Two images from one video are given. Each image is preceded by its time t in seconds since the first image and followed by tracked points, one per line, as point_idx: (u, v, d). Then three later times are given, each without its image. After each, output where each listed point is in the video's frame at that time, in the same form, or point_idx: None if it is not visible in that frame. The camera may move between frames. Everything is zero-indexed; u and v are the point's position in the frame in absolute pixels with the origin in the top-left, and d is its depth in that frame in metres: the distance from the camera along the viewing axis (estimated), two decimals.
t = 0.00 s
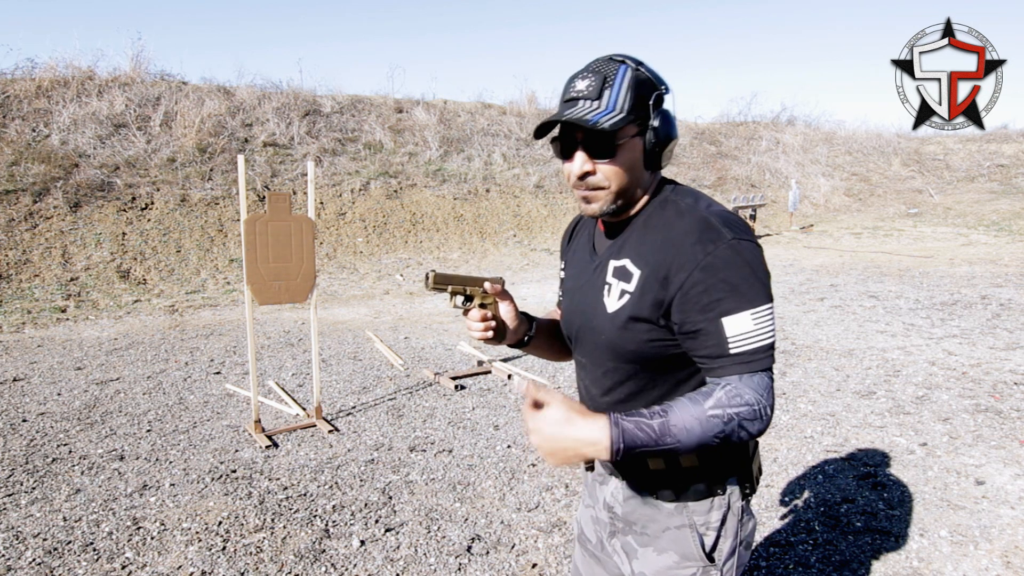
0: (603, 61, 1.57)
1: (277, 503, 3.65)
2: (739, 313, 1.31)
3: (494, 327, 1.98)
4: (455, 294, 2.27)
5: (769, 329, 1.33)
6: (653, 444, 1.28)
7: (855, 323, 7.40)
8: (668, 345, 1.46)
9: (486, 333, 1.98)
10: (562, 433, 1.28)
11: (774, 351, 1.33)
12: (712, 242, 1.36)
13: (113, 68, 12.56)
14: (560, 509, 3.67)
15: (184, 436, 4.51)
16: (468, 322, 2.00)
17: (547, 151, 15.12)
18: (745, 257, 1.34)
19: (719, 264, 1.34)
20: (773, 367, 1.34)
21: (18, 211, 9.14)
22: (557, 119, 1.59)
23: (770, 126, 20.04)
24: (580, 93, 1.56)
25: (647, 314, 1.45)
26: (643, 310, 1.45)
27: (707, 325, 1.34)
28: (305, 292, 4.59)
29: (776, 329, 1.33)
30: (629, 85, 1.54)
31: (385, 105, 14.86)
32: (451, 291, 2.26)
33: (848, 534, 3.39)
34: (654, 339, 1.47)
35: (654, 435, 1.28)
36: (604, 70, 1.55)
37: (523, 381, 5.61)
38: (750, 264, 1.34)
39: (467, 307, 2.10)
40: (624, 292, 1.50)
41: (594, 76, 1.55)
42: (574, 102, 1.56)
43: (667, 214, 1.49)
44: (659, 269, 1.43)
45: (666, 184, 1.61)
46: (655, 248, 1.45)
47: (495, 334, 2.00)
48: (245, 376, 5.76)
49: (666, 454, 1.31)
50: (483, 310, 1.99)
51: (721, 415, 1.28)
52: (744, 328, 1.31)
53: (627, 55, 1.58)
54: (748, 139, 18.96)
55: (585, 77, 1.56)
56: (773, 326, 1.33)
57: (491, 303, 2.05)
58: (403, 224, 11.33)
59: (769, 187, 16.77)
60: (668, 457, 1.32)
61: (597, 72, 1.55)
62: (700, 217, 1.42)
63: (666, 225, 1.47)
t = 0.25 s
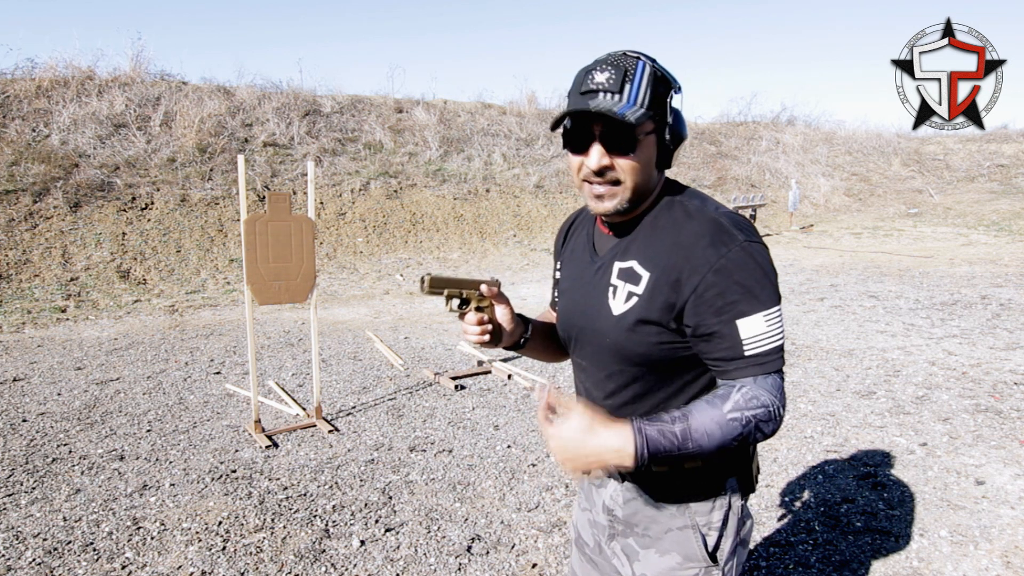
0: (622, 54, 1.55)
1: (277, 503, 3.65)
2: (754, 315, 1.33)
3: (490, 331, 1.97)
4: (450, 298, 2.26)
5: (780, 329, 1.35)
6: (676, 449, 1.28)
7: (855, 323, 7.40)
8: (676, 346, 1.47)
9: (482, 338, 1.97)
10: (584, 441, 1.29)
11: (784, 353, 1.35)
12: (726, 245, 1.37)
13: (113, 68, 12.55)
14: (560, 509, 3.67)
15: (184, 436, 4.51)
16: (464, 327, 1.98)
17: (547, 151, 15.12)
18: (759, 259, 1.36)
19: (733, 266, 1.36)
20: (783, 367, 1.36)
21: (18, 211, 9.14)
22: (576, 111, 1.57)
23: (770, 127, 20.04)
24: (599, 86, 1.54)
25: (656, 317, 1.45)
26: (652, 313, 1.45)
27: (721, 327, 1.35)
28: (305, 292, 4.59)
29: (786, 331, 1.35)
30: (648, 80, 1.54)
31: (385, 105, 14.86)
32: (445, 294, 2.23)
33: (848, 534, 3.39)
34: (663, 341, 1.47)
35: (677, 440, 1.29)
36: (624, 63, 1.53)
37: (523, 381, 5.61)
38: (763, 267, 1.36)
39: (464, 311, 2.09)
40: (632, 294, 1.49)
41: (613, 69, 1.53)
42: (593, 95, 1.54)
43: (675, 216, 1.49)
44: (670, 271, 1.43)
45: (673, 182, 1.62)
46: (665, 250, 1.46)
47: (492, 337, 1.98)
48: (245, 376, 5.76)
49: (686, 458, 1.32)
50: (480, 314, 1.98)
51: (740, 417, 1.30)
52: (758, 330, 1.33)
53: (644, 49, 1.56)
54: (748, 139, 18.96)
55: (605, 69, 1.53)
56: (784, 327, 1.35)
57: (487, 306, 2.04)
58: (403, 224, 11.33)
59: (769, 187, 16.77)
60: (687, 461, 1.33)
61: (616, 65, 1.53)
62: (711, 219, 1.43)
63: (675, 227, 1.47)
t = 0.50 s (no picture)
0: (624, 56, 1.56)
1: (277, 503, 3.65)
2: (758, 316, 1.34)
3: (489, 334, 1.96)
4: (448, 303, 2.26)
5: (782, 330, 1.36)
6: (681, 447, 1.28)
7: (855, 323, 7.40)
8: (679, 346, 1.47)
9: (481, 340, 1.97)
10: (590, 439, 1.26)
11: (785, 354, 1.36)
12: (731, 246, 1.38)
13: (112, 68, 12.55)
14: (560, 509, 3.67)
15: (184, 436, 4.51)
16: (462, 331, 1.98)
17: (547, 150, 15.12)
18: (763, 261, 1.37)
19: (738, 267, 1.36)
20: (786, 367, 1.37)
21: (18, 211, 9.14)
22: (580, 113, 1.57)
23: (770, 126, 20.04)
24: (603, 88, 1.54)
25: (660, 317, 1.45)
26: (656, 313, 1.45)
27: (727, 327, 1.35)
28: (305, 292, 4.59)
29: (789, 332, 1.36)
30: (651, 82, 1.54)
31: (385, 105, 14.86)
32: (444, 299, 2.22)
33: (848, 534, 3.39)
34: (667, 341, 1.47)
35: (682, 438, 1.29)
36: (627, 65, 1.54)
37: (523, 381, 5.60)
38: (766, 268, 1.37)
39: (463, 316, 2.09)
40: (636, 294, 1.49)
41: (617, 71, 1.53)
42: (597, 97, 1.55)
43: (679, 217, 1.49)
44: (675, 272, 1.43)
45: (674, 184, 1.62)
46: (670, 251, 1.46)
47: (490, 340, 1.98)
48: (245, 376, 5.76)
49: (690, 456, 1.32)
50: (478, 318, 1.98)
51: (743, 416, 1.30)
52: (761, 331, 1.34)
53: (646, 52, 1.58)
54: (748, 139, 18.96)
55: (608, 71, 1.54)
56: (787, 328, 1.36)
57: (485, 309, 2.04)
58: (403, 224, 11.33)
59: (769, 187, 16.77)
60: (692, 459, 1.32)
61: (619, 66, 1.54)
62: (715, 219, 1.44)
63: (679, 228, 1.47)
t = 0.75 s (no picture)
0: (625, 54, 1.57)
1: (277, 503, 3.65)
2: (757, 314, 1.34)
3: (489, 334, 1.96)
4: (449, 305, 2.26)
5: (782, 329, 1.35)
6: (685, 440, 1.28)
7: (855, 323, 7.40)
8: (680, 345, 1.47)
9: (481, 341, 1.96)
10: (596, 430, 1.28)
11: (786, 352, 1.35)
12: (732, 245, 1.38)
13: (113, 68, 12.55)
14: (560, 509, 3.67)
15: (184, 436, 4.51)
16: (462, 332, 1.98)
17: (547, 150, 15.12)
18: (764, 259, 1.37)
19: (739, 266, 1.36)
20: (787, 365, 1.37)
21: (18, 211, 9.14)
22: (582, 110, 1.57)
23: (770, 127, 20.04)
24: (604, 85, 1.54)
25: (661, 316, 1.45)
26: (657, 312, 1.45)
27: (727, 326, 1.35)
28: (305, 292, 4.59)
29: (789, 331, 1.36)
30: (652, 79, 1.54)
31: (385, 105, 14.86)
32: (445, 300, 2.22)
33: (848, 534, 3.39)
34: (668, 340, 1.47)
35: (686, 431, 1.29)
36: (628, 62, 1.54)
37: (522, 381, 5.61)
38: (767, 267, 1.37)
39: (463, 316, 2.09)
40: (636, 293, 1.49)
41: (617, 68, 1.53)
42: (598, 94, 1.55)
43: (679, 216, 1.49)
44: (675, 271, 1.43)
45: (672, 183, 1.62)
46: (670, 249, 1.45)
47: (490, 341, 1.97)
48: (245, 376, 5.76)
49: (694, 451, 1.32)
50: (478, 318, 1.98)
51: (747, 412, 1.30)
52: (761, 329, 1.33)
53: (646, 50, 1.58)
54: (748, 139, 18.95)
55: (609, 68, 1.54)
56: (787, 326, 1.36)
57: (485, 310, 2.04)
58: (403, 224, 11.33)
59: (769, 187, 16.77)
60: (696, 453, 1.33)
61: (619, 64, 1.54)
62: (716, 218, 1.44)
63: (680, 227, 1.47)
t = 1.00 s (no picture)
0: (624, 53, 1.56)
1: (277, 503, 3.65)
2: (756, 313, 1.34)
3: (489, 336, 1.96)
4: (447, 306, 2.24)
5: (780, 328, 1.35)
6: (680, 432, 1.28)
7: (855, 323, 7.40)
8: (680, 343, 1.47)
9: (481, 343, 1.96)
10: (590, 415, 1.25)
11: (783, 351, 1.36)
12: (732, 244, 1.38)
13: (113, 68, 12.56)
14: (560, 509, 3.67)
15: (184, 436, 4.51)
16: (462, 333, 1.97)
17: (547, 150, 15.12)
18: (762, 258, 1.37)
19: (739, 264, 1.36)
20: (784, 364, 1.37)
21: (18, 211, 9.14)
22: (585, 109, 1.56)
23: (770, 127, 20.04)
24: (606, 84, 1.53)
25: (661, 315, 1.45)
26: (658, 311, 1.45)
27: (727, 324, 1.35)
28: (305, 292, 4.59)
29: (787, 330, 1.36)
30: (652, 78, 1.55)
31: (385, 105, 14.87)
32: (445, 302, 2.21)
33: (848, 534, 3.39)
34: (669, 339, 1.47)
35: (681, 422, 1.29)
36: (627, 60, 1.54)
37: (522, 381, 5.61)
38: (766, 265, 1.37)
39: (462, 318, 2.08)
40: (637, 292, 1.49)
41: (619, 68, 1.53)
42: (600, 93, 1.54)
43: (680, 216, 1.49)
44: (676, 270, 1.43)
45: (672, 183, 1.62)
46: (670, 248, 1.46)
47: (490, 343, 1.97)
48: (245, 376, 5.76)
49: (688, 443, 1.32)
50: (478, 320, 1.97)
51: (742, 407, 1.30)
52: (759, 327, 1.34)
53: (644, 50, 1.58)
54: (748, 139, 18.95)
55: (610, 68, 1.53)
56: (785, 324, 1.36)
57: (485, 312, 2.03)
58: (403, 224, 11.33)
59: (768, 187, 16.78)
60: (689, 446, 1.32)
61: (621, 63, 1.53)
62: (716, 218, 1.44)
63: (680, 226, 1.47)
